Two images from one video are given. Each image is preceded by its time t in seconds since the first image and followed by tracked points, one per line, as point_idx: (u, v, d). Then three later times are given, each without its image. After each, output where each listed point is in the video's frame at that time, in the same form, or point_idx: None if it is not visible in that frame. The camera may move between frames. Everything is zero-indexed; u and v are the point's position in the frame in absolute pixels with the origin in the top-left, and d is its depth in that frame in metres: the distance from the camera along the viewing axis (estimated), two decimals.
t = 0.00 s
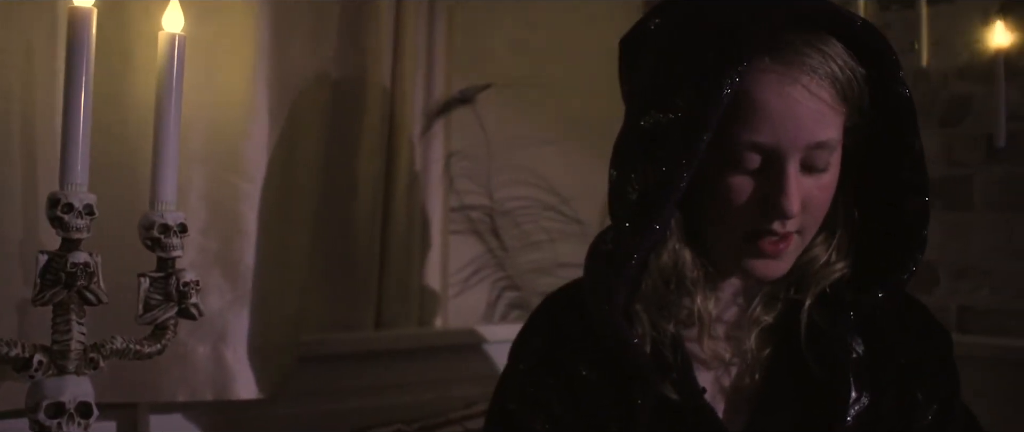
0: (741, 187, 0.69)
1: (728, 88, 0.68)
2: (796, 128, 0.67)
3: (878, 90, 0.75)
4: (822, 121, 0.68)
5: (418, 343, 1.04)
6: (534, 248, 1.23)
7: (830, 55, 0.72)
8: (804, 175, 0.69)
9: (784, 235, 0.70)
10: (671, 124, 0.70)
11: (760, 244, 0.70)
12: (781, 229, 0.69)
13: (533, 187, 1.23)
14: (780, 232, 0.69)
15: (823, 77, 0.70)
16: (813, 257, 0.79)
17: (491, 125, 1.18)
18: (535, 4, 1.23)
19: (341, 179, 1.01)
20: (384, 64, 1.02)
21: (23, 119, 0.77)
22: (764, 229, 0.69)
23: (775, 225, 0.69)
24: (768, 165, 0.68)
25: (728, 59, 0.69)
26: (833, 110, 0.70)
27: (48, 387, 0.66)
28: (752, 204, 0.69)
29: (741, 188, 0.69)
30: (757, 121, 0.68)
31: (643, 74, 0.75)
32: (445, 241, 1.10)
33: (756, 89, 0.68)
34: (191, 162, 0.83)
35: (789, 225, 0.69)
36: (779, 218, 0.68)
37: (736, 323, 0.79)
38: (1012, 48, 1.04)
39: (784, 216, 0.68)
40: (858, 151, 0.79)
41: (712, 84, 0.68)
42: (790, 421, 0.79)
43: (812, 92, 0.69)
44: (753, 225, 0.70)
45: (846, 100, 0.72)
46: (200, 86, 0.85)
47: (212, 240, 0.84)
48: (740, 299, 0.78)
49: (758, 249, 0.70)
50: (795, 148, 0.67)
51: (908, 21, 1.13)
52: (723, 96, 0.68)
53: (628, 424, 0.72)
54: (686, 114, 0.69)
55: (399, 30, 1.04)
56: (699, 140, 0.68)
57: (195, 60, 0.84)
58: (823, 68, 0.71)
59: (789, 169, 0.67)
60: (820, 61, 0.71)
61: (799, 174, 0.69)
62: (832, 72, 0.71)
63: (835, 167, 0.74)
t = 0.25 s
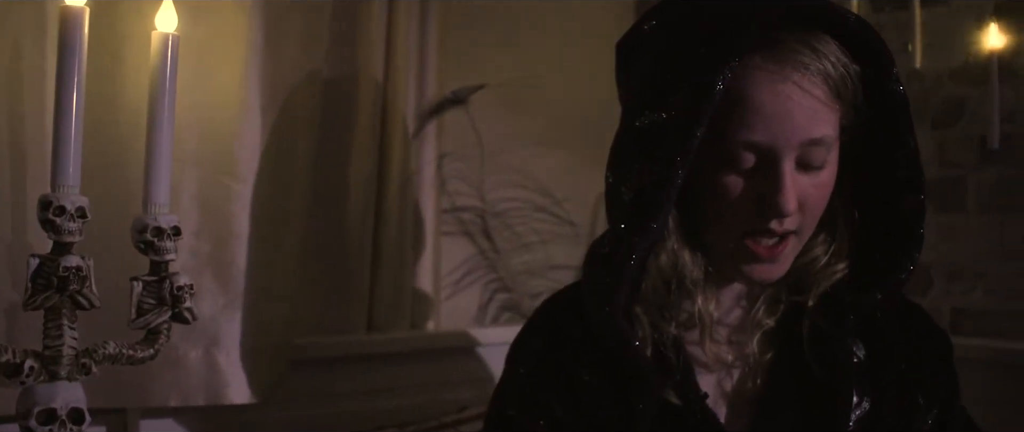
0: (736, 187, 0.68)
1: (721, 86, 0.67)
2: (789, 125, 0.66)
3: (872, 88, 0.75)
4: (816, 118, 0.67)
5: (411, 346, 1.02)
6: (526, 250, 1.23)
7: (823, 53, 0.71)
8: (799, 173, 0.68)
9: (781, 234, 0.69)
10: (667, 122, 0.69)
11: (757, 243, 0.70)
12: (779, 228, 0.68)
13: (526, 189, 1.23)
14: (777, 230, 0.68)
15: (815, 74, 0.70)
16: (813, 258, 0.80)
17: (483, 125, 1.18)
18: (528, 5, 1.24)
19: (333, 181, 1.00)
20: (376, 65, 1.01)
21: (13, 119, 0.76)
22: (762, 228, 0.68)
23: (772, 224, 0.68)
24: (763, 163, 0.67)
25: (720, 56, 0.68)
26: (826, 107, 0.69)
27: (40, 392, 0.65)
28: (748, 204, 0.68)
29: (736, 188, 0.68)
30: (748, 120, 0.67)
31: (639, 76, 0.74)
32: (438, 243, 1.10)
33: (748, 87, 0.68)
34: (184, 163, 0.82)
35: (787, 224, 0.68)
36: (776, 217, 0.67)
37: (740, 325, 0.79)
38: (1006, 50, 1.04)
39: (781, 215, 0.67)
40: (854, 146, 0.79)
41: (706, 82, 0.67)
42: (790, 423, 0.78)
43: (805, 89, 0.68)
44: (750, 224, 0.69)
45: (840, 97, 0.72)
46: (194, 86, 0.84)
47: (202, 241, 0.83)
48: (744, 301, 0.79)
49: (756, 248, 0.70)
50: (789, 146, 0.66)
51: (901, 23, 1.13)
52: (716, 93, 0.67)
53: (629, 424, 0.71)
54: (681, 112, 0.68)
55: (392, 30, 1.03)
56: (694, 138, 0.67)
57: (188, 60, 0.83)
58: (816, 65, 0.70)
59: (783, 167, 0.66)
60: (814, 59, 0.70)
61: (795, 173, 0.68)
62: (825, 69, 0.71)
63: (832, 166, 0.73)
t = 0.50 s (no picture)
0: (735, 186, 0.67)
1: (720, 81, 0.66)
2: (788, 123, 0.65)
3: (871, 88, 0.74)
4: (815, 117, 0.67)
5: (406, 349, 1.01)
6: (518, 251, 1.22)
7: (823, 52, 0.70)
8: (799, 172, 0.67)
9: (781, 235, 0.68)
10: (667, 121, 0.68)
11: (756, 244, 0.68)
12: (779, 228, 0.67)
13: (518, 190, 1.22)
14: (777, 230, 0.67)
15: (814, 73, 0.69)
16: (811, 258, 0.80)
17: (475, 126, 1.17)
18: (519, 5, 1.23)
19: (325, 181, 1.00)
20: (369, 64, 1.00)
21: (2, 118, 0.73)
22: (761, 228, 0.67)
23: (772, 224, 0.67)
24: (763, 163, 0.66)
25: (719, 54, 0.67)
26: (825, 106, 0.68)
27: (31, 399, 0.63)
28: (747, 204, 0.67)
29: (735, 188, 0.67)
30: (747, 118, 0.66)
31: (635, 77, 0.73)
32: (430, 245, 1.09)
33: (747, 86, 0.67)
34: (176, 166, 0.81)
35: (786, 224, 0.67)
36: (776, 217, 0.66)
37: (740, 327, 0.78)
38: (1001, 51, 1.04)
39: (781, 214, 0.66)
40: (853, 146, 0.78)
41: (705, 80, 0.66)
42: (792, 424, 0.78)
43: (804, 88, 0.67)
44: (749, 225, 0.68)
45: (839, 97, 0.71)
46: (184, 88, 0.82)
47: (194, 243, 0.82)
48: (744, 303, 0.79)
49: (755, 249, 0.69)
50: (789, 144, 0.65)
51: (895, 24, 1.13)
52: (715, 91, 0.66)
53: (628, 423, 0.70)
54: (681, 110, 0.67)
55: (384, 30, 1.02)
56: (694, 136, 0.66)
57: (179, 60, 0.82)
58: (815, 64, 0.69)
59: (783, 166, 0.65)
60: (813, 58, 0.70)
61: (795, 172, 0.67)
62: (825, 68, 0.70)
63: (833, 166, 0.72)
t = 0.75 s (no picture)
0: (735, 180, 0.67)
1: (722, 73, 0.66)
2: (788, 117, 0.65)
3: (870, 84, 0.74)
4: (815, 111, 0.67)
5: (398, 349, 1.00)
6: (507, 251, 1.22)
7: (823, 46, 0.71)
8: (798, 166, 0.67)
9: (781, 230, 0.68)
10: (667, 117, 0.68)
11: (755, 239, 0.69)
12: (779, 223, 0.67)
13: (509, 188, 1.23)
14: (777, 225, 0.68)
15: (814, 66, 0.69)
16: (807, 255, 0.80)
17: (465, 126, 1.17)
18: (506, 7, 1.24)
19: (315, 180, 0.99)
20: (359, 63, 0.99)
21: None
22: (761, 223, 0.67)
23: (772, 218, 0.67)
24: (763, 157, 0.66)
25: (719, 48, 0.67)
26: (825, 100, 0.69)
27: (19, 401, 0.63)
28: (747, 198, 0.67)
29: (734, 181, 0.67)
30: (747, 112, 0.66)
31: (632, 74, 0.72)
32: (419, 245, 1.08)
33: (747, 79, 0.67)
34: (165, 166, 0.79)
35: (786, 218, 0.67)
36: (776, 211, 0.66)
37: (739, 326, 0.78)
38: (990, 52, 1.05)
39: (781, 208, 0.66)
40: (852, 139, 0.78)
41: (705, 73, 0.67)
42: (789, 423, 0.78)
43: (804, 82, 0.68)
44: (749, 220, 0.68)
45: (838, 90, 0.71)
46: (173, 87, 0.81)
47: (183, 244, 0.80)
48: (741, 302, 0.78)
49: (754, 244, 0.69)
50: (789, 138, 0.65)
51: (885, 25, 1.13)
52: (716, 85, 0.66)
53: (628, 424, 0.70)
54: (680, 106, 0.67)
55: (374, 28, 1.01)
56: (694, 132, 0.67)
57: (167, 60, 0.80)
58: (815, 58, 0.70)
59: (783, 160, 0.66)
60: (813, 52, 0.70)
61: (794, 166, 0.67)
62: (825, 62, 0.70)
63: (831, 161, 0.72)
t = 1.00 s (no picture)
0: (730, 171, 0.67)
1: (716, 63, 0.67)
2: (784, 106, 0.65)
3: (865, 76, 0.74)
4: (810, 101, 0.66)
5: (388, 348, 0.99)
6: (495, 250, 1.22)
7: (817, 37, 0.70)
8: (793, 157, 0.67)
9: (776, 221, 0.68)
10: (662, 109, 0.68)
11: (751, 231, 0.68)
12: (774, 214, 0.67)
13: (498, 187, 1.23)
14: (773, 217, 0.67)
15: (809, 57, 0.69)
16: (802, 249, 0.79)
17: (454, 123, 1.16)
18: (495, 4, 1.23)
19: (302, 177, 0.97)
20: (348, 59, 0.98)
21: None
22: (756, 214, 0.67)
23: (767, 210, 0.66)
24: (758, 150, 0.66)
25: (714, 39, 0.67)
26: (820, 90, 0.68)
27: (4, 400, 0.61)
28: (742, 189, 0.67)
29: (729, 173, 0.67)
30: (742, 102, 0.66)
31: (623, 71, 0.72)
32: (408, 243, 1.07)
33: (742, 69, 0.66)
34: (153, 162, 0.78)
35: (781, 210, 0.67)
36: (772, 202, 0.66)
37: (732, 321, 0.78)
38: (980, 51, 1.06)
39: (776, 199, 0.66)
40: (847, 133, 0.78)
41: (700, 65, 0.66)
42: (783, 418, 0.79)
43: (799, 71, 0.67)
44: (744, 211, 0.67)
45: (833, 82, 0.71)
46: (159, 83, 0.79)
47: (171, 240, 0.79)
48: (734, 297, 0.78)
49: (749, 236, 0.68)
50: (784, 127, 0.65)
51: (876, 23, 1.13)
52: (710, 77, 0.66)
53: (624, 418, 0.70)
54: (675, 98, 0.67)
55: (364, 24, 1.00)
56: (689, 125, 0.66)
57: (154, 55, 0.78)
58: (810, 48, 0.69)
59: (778, 150, 0.65)
60: (808, 42, 0.69)
61: (789, 157, 0.67)
62: (820, 53, 0.70)
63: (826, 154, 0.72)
